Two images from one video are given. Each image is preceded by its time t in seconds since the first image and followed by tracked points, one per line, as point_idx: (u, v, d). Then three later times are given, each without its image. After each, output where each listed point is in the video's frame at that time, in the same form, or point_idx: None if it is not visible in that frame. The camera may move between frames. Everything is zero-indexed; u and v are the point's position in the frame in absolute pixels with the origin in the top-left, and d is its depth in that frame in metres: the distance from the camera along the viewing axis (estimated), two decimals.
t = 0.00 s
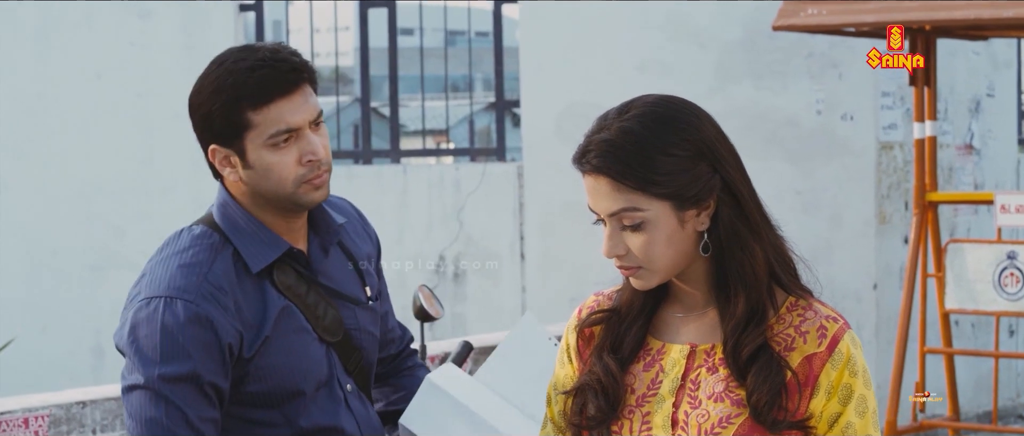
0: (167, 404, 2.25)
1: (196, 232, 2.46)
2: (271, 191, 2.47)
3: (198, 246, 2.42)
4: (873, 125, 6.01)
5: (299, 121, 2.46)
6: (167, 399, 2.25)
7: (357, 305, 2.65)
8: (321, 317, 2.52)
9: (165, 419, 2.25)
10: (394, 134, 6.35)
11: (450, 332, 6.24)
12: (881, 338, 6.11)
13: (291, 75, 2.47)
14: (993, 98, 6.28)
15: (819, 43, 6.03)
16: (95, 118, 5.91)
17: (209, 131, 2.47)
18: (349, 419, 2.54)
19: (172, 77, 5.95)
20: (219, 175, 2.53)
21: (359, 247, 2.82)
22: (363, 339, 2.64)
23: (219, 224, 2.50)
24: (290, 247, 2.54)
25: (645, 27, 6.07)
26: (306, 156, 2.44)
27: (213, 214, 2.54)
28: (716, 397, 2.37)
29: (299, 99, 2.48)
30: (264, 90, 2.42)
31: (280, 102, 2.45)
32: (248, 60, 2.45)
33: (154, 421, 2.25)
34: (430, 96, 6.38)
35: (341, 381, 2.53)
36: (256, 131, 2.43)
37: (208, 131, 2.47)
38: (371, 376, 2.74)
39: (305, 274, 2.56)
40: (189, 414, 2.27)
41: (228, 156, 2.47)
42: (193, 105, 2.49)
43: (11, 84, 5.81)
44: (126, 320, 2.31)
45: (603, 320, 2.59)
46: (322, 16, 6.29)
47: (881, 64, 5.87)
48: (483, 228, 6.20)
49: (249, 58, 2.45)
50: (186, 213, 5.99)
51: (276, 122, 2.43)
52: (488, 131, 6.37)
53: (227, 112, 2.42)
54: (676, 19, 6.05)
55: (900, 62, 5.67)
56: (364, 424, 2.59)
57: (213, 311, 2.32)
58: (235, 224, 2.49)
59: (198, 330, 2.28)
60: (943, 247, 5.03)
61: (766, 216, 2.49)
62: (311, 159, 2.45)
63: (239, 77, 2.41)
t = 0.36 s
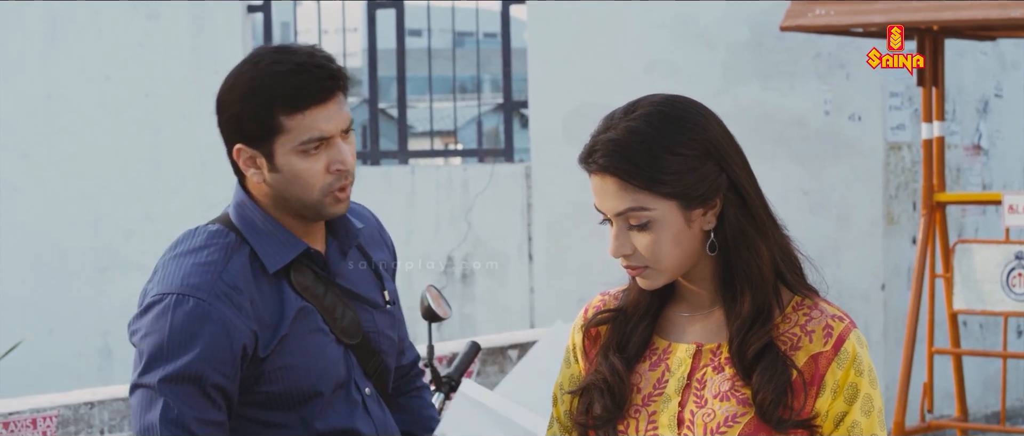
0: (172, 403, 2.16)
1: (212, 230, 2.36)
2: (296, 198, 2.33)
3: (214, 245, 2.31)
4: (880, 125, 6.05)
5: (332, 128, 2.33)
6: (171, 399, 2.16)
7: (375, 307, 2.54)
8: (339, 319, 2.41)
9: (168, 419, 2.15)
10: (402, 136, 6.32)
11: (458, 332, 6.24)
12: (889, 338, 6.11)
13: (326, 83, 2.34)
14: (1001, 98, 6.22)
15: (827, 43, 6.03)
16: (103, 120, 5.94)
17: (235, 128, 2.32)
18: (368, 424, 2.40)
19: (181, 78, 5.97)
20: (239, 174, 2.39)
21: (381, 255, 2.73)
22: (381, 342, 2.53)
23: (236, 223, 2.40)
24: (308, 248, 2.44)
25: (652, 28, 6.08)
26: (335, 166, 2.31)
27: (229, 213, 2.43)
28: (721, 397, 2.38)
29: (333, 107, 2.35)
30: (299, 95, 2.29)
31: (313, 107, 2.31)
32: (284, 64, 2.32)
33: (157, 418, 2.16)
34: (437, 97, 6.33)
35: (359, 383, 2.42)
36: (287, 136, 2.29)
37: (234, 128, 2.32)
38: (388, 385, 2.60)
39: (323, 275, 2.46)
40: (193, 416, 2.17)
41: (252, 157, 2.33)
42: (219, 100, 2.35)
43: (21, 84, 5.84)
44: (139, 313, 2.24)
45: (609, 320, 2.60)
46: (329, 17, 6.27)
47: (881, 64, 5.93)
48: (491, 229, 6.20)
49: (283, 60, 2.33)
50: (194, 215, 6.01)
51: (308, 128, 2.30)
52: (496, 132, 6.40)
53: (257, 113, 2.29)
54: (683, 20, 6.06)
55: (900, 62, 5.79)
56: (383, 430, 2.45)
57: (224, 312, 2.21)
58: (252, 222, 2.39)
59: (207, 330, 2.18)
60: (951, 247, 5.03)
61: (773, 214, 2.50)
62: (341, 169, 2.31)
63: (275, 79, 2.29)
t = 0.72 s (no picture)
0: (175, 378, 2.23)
1: (250, 221, 2.40)
2: (342, 200, 2.31)
3: (248, 236, 2.36)
4: (882, 126, 6.03)
5: (384, 134, 2.29)
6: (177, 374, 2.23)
7: (415, 309, 2.50)
8: (374, 319, 2.40)
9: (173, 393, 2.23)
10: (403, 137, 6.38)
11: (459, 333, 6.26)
12: (890, 339, 6.11)
13: (380, 88, 2.31)
14: (1002, 100, 6.24)
15: (828, 44, 6.04)
16: (105, 121, 5.94)
17: (285, 126, 2.31)
18: (397, 426, 2.40)
19: (183, 78, 5.97)
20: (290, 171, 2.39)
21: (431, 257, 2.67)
22: (418, 345, 2.49)
23: (276, 217, 2.42)
24: (347, 246, 2.42)
25: (654, 29, 6.08)
26: (383, 171, 2.27)
27: (274, 205, 2.46)
28: (720, 396, 2.39)
29: (387, 113, 2.31)
30: (350, 99, 2.27)
31: (366, 112, 2.28)
32: (339, 66, 2.30)
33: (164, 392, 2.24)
34: (438, 98, 6.33)
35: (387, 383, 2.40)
36: (338, 139, 2.27)
37: (285, 126, 2.31)
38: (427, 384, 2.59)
39: (362, 272, 2.44)
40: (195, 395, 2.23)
41: (302, 157, 2.32)
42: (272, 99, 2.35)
43: (24, 86, 5.86)
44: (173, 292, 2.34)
45: (608, 320, 2.60)
46: (331, 18, 6.27)
47: (881, 64, 5.92)
48: (493, 230, 6.20)
49: (340, 62, 2.31)
50: (196, 215, 6.02)
51: (360, 132, 2.27)
52: (497, 133, 6.36)
53: (310, 114, 2.27)
54: (685, 21, 6.06)
55: (901, 62, 5.79)
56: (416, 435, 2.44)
57: (241, 300, 2.26)
58: (292, 218, 2.40)
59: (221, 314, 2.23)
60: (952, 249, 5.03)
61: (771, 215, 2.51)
62: (388, 174, 2.28)
63: (330, 81, 2.27)
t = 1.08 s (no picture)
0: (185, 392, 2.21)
1: (256, 229, 2.38)
2: (355, 208, 2.33)
3: (257, 243, 2.34)
4: (887, 128, 6.04)
5: (401, 146, 2.31)
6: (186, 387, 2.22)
7: (419, 314, 2.53)
8: (382, 325, 2.40)
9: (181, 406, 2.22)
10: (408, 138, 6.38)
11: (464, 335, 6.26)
12: (895, 342, 6.10)
13: (400, 101, 2.32)
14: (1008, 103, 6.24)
15: (832, 46, 6.04)
16: (110, 121, 5.95)
17: (299, 131, 2.32)
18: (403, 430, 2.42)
19: (188, 79, 5.99)
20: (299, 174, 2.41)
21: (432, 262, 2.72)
22: (424, 350, 2.51)
23: (283, 222, 2.41)
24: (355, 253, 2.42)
25: (659, 31, 6.08)
26: (398, 183, 2.30)
27: (280, 209, 2.44)
28: (725, 398, 2.39)
29: (405, 125, 2.33)
30: (369, 111, 2.28)
31: (384, 123, 2.29)
32: (360, 77, 2.31)
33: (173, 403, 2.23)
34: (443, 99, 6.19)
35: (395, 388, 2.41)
36: (356, 150, 2.28)
37: (300, 132, 2.32)
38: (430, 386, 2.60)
39: (368, 279, 2.44)
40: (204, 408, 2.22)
41: (315, 164, 2.33)
42: (285, 104, 2.35)
43: (28, 89, 5.88)
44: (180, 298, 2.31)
45: (613, 323, 2.61)
46: (336, 18, 6.28)
47: (881, 63, 5.93)
48: (498, 232, 6.21)
49: (359, 73, 2.32)
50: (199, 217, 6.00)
51: (378, 145, 2.29)
52: (502, 134, 6.35)
53: (327, 123, 2.28)
54: (689, 23, 6.06)
55: (901, 62, 5.91)
56: None
57: (251, 312, 2.23)
58: (300, 225, 2.40)
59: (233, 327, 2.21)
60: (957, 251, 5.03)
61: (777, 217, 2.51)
62: (403, 187, 2.30)
63: (351, 93, 2.29)
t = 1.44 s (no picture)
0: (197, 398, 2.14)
1: (260, 228, 2.36)
2: (362, 206, 2.33)
3: (262, 242, 2.32)
4: (891, 128, 6.07)
5: (410, 143, 2.31)
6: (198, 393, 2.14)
7: (417, 313, 2.53)
8: (385, 325, 2.40)
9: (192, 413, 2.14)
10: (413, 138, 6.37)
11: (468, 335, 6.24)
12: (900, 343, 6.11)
13: (408, 97, 2.33)
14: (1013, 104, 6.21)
15: (838, 47, 6.04)
16: (115, 120, 5.95)
17: (305, 128, 2.30)
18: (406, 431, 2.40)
19: (193, 78, 5.99)
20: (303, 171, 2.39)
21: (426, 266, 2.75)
22: (421, 350, 2.52)
23: (283, 221, 2.40)
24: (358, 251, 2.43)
25: (665, 31, 6.08)
26: (407, 181, 2.30)
27: (280, 208, 2.43)
28: (732, 399, 2.39)
29: (413, 122, 2.34)
30: (379, 108, 2.28)
31: (393, 121, 2.30)
32: (369, 73, 2.32)
33: (181, 411, 2.15)
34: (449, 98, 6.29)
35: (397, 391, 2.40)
36: (365, 147, 2.28)
37: (305, 129, 2.30)
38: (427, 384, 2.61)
39: (370, 279, 2.45)
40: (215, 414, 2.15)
41: (320, 161, 2.31)
42: (289, 100, 2.34)
43: (32, 87, 5.85)
44: (182, 303, 2.24)
45: (620, 323, 2.61)
46: (342, 18, 6.29)
47: (881, 63, 5.93)
48: (502, 231, 6.20)
49: (367, 70, 2.32)
50: (207, 216, 6.06)
51: (387, 141, 2.29)
52: (507, 134, 6.36)
53: (335, 119, 2.27)
54: (695, 23, 6.05)
55: (903, 62, 5.97)
56: None
57: (263, 312, 2.18)
58: (304, 224, 2.38)
59: (246, 327, 2.16)
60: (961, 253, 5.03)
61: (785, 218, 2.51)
62: (411, 185, 2.31)
63: (361, 88, 2.29)
